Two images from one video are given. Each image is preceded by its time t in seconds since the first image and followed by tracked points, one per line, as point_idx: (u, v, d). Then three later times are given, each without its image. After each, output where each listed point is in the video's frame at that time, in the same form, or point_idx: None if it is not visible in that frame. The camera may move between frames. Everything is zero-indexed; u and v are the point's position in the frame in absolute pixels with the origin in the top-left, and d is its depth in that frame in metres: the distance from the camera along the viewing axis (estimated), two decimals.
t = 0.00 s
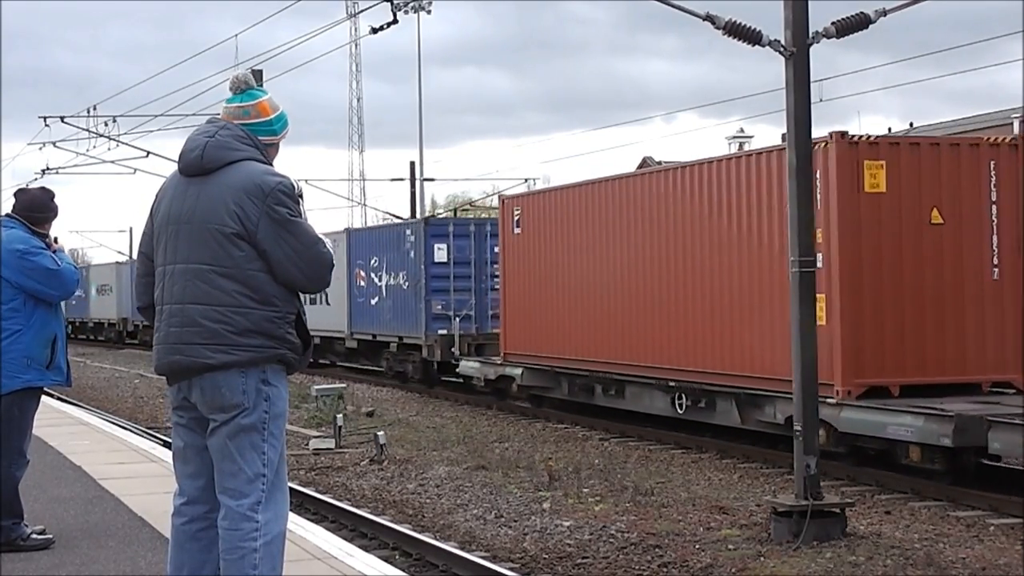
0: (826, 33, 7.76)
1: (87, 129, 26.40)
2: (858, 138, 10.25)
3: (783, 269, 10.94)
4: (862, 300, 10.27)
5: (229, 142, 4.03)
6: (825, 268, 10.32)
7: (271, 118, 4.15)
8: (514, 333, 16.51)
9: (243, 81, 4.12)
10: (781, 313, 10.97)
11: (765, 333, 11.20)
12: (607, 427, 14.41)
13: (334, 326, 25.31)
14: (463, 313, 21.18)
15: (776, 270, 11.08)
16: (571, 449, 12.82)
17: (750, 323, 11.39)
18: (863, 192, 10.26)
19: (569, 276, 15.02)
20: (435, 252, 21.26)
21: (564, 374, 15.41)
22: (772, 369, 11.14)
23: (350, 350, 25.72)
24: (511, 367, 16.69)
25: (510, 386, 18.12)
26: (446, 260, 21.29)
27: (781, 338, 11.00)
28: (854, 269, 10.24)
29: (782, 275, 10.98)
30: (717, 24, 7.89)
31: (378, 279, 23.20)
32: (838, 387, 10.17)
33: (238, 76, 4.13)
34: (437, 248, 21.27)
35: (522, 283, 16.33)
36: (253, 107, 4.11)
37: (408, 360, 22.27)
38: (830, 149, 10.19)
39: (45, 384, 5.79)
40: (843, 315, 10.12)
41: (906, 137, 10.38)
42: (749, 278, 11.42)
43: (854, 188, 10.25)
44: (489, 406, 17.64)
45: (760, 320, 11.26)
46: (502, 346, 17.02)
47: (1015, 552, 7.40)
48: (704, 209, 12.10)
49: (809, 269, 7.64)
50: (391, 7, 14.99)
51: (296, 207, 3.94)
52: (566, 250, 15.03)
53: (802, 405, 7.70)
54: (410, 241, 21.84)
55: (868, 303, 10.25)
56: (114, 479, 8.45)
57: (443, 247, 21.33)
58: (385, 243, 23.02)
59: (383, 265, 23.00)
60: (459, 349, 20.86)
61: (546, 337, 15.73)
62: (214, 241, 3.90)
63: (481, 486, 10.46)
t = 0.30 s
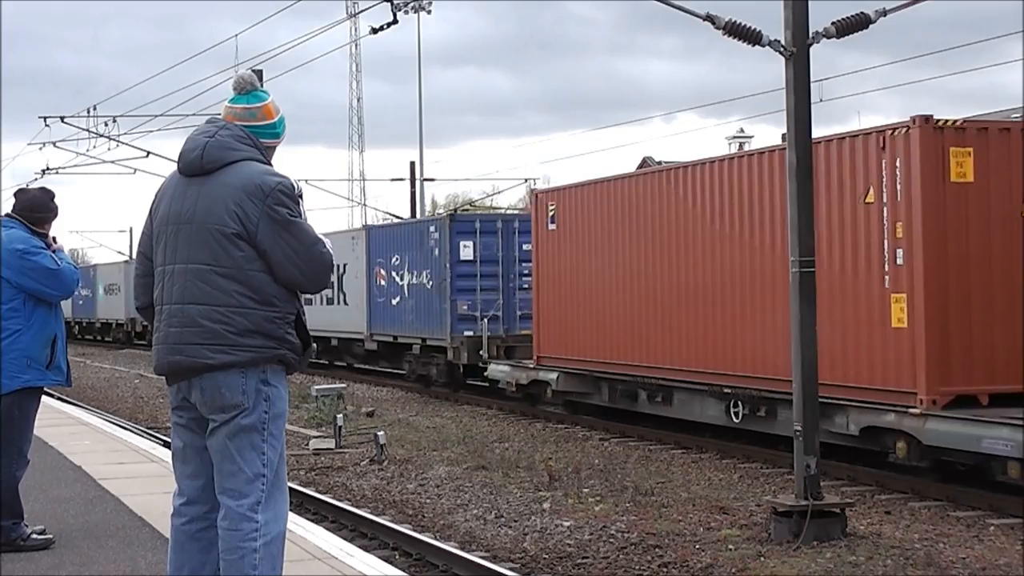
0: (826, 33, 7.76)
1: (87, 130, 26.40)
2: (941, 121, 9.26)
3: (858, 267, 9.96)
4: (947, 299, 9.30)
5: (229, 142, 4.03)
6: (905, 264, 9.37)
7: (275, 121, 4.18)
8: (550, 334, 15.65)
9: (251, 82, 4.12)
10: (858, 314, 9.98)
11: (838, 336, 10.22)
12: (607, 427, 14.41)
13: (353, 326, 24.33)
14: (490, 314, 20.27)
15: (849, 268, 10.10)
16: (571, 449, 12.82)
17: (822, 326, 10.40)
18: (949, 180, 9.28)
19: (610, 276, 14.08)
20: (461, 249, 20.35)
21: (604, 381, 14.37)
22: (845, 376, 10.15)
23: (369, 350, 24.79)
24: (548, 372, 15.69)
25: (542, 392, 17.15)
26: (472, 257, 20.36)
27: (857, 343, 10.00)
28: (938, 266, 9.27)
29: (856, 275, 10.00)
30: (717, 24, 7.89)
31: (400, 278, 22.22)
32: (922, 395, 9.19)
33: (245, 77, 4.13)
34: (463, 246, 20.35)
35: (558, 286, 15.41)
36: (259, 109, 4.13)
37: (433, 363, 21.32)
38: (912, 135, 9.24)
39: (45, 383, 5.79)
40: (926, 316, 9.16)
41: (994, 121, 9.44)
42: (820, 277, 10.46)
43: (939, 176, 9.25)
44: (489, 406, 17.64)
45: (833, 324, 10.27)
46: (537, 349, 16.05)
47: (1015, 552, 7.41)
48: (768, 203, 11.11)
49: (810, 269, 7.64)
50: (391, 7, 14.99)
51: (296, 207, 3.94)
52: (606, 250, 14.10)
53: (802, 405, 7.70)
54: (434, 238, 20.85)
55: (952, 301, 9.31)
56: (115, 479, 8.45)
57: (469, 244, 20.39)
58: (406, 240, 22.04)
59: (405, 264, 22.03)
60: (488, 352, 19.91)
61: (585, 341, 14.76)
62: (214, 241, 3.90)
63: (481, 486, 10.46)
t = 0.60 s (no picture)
0: (826, 33, 7.76)
1: (87, 130, 26.37)
2: None
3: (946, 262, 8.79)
4: None
5: (228, 141, 4.03)
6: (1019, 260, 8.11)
7: (276, 123, 4.20)
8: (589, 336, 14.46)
9: (254, 83, 4.13)
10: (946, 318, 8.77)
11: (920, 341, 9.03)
12: (607, 427, 14.41)
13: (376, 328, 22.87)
14: (524, 315, 18.76)
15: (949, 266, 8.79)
16: (571, 449, 12.81)
17: (904, 330, 9.20)
18: None
19: (658, 274, 12.95)
20: (494, 246, 18.83)
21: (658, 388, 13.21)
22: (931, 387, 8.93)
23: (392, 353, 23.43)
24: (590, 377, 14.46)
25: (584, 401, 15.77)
26: (505, 255, 18.86)
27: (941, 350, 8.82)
28: None
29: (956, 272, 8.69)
30: (717, 23, 7.88)
31: (425, 276, 20.74)
32: None
33: (248, 77, 4.13)
34: (495, 242, 18.84)
35: (599, 286, 14.26)
36: (260, 110, 4.15)
37: (462, 367, 19.85)
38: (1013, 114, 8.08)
39: (45, 383, 5.79)
40: None
41: None
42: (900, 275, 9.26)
43: None
44: (490, 407, 17.64)
45: (916, 328, 9.08)
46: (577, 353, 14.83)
47: (1015, 552, 7.40)
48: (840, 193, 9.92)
49: (810, 269, 7.64)
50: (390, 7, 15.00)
51: (295, 207, 3.94)
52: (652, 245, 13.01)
53: (802, 406, 7.70)
54: (464, 234, 19.32)
55: None
56: (114, 479, 8.45)
57: (502, 241, 18.88)
58: (433, 237, 20.52)
59: (431, 262, 20.53)
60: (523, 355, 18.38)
61: (628, 344, 13.59)
62: (214, 241, 3.89)
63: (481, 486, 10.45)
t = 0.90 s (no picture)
0: (826, 33, 7.76)
1: (87, 130, 26.36)
2: None
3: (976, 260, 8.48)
4: None
5: (226, 141, 4.03)
6: None
7: (273, 123, 4.20)
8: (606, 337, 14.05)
9: (251, 83, 4.12)
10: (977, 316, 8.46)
11: (948, 341, 8.72)
12: (607, 427, 14.41)
13: (398, 330, 21.58)
14: (557, 316, 17.39)
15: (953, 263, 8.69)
16: (571, 449, 12.81)
17: (936, 329, 8.85)
18: None
19: (677, 271, 12.48)
20: (525, 243, 17.48)
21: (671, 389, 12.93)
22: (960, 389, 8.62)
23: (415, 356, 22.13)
24: (638, 383, 13.30)
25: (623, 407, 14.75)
26: (537, 252, 17.50)
27: (970, 349, 8.51)
28: None
29: (961, 269, 8.61)
30: (717, 23, 7.88)
31: (451, 276, 19.41)
32: None
33: (246, 77, 4.12)
34: (527, 239, 17.49)
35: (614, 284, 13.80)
36: (258, 110, 4.14)
37: (491, 372, 18.57)
38: None
39: (45, 383, 5.79)
40: None
41: None
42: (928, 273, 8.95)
43: None
44: (490, 406, 17.63)
45: (945, 325, 8.75)
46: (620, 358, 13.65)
47: (1015, 552, 7.40)
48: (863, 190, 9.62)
49: (810, 269, 7.64)
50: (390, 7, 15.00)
51: (294, 206, 3.94)
52: (703, 241, 11.96)
53: (802, 406, 7.69)
54: (493, 230, 17.98)
55: None
56: (114, 479, 8.45)
57: (534, 238, 17.51)
58: (460, 233, 19.17)
59: (457, 260, 19.17)
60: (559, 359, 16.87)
61: (682, 347, 12.49)
62: (212, 241, 3.89)
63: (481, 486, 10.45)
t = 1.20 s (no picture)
0: (826, 33, 7.76)
1: (87, 130, 26.33)
2: None
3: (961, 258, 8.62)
4: None
5: (223, 142, 4.03)
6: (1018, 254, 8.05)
7: (270, 123, 4.19)
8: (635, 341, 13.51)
9: (247, 83, 4.12)
10: (961, 314, 8.60)
11: (934, 338, 8.86)
12: (607, 427, 14.41)
13: (424, 331, 20.41)
14: (597, 318, 16.31)
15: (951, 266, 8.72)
16: (571, 449, 12.81)
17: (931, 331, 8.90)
18: None
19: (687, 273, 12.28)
20: (564, 239, 16.30)
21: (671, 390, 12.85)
22: (946, 385, 8.77)
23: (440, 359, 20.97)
24: (691, 390, 12.21)
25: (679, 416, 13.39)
26: (577, 249, 16.35)
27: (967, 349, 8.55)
28: None
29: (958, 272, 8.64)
30: (717, 23, 7.88)
31: (481, 274, 18.24)
32: None
33: (242, 77, 4.12)
34: (565, 235, 16.31)
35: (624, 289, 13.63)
36: (255, 110, 4.14)
37: (525, 376, 17.39)
38: None
39: (44, 383, 5.79)
40: None
41: None
42: (915, 271, 9.08)
43: None
44: (489, 406, 17.63)
45: (941, 327, 8.79)
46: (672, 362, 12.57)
47: (1015, 552, 7.40)
48: (852, 189, 9.75)
49: (810, 268, 7.64)
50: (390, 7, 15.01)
51: (292, 206, 3.94)
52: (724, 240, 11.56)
53: (802, 405, 7.70)
54: (529, 225, 16.77)
55: None
56: (114, 479, 8.44)
57: (573, 234, 16.32)
58: (492, 229, 17.94)
59: (489, 258, 17.95)
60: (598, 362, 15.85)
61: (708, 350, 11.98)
62: (210, 241, 3.89)
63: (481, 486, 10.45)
